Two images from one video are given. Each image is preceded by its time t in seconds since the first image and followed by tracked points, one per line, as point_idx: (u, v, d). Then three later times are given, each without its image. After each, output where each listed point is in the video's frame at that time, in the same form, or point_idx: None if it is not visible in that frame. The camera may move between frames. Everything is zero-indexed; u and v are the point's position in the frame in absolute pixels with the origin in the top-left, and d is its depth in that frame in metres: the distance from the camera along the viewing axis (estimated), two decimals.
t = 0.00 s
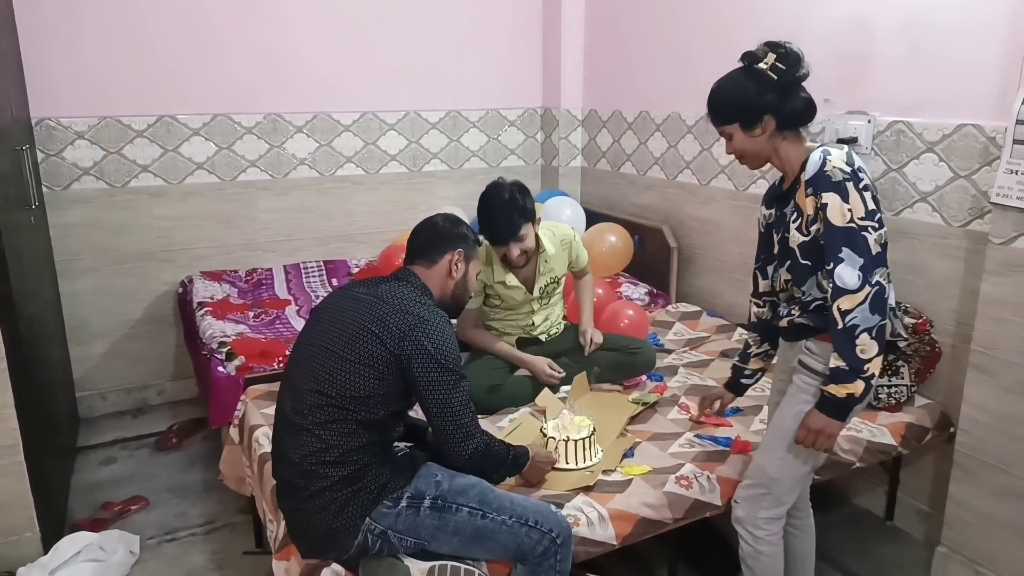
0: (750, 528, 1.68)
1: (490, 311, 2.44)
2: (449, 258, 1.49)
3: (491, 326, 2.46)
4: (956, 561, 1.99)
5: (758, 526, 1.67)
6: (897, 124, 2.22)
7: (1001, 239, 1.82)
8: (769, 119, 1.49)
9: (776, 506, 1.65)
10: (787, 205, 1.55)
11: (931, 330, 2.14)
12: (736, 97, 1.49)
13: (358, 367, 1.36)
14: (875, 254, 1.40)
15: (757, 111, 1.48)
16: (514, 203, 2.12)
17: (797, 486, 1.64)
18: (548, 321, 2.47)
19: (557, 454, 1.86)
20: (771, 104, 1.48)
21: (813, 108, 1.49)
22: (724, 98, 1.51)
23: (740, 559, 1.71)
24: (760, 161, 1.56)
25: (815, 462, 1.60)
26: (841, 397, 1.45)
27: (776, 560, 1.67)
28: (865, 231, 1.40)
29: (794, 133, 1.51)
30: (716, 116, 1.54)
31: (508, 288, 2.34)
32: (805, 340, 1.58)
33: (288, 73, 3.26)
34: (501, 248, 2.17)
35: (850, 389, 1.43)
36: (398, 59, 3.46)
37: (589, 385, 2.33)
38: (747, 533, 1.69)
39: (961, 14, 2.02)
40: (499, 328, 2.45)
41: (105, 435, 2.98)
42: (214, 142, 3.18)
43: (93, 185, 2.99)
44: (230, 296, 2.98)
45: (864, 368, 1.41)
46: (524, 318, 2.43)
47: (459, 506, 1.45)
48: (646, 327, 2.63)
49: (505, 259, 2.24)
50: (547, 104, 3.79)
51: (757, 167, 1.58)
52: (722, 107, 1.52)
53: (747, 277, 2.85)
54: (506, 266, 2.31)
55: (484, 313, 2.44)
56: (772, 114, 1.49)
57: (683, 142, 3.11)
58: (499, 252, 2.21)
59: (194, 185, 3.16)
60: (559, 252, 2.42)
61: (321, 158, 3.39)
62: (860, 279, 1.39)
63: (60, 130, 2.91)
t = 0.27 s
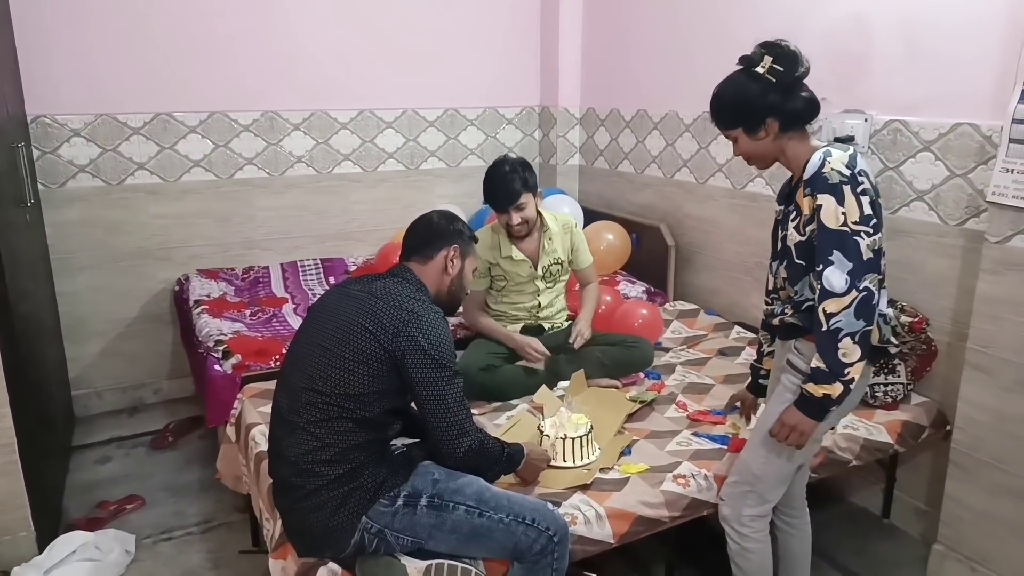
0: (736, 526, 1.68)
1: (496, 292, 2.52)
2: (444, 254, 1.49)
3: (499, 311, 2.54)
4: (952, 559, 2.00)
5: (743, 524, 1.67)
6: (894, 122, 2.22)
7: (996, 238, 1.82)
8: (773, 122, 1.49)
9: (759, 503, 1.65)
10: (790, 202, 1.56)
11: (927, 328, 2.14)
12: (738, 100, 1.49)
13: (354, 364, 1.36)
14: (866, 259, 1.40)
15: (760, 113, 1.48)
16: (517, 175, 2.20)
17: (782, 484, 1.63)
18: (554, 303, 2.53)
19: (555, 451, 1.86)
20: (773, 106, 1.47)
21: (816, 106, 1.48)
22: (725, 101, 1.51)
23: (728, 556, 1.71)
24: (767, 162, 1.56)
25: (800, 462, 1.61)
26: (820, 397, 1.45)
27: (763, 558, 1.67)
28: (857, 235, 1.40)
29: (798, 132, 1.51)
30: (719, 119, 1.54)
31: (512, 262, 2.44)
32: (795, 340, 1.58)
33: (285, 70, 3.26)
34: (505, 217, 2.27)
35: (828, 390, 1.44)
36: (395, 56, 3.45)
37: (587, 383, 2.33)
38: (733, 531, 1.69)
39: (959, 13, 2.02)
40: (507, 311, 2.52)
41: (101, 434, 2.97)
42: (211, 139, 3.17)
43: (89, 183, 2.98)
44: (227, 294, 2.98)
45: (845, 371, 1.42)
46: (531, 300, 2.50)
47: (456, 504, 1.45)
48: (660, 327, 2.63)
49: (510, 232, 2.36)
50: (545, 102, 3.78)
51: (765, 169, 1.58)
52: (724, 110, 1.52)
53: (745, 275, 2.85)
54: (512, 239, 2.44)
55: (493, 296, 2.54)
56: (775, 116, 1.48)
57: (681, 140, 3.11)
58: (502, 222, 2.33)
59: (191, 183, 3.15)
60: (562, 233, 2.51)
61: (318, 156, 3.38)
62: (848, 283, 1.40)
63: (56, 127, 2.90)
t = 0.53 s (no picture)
0: (739, 527, 1.67)
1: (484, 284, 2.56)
2: (437, 247, 1.49)
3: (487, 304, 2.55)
4: (949, 558, 2.00)
5: (747, 525, 1.66)
6: (891, 121, 2.22)
7: (994, 236, 1.82)
8: (758, 129, 1.49)
9: (764, 505, 1.65)
10: (783, 203, 1.56)
11: (925, 328, 2.14)
12: (723, 110, 1.50)
13: (348, 362, 1.35)
14: (858, 252, 1.40)
15: (745, 122, 1.49)
16: (505, 162, 2.26)
17: (785, 485, 1.63)
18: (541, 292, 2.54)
19: (552, 449, 1.86)
20: (758, 115, 1.47)
21: (802, 113, 1.48)
22: (712, 110, 1.52)
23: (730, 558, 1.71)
24: (758, 168, 1.57)
25: (805, 462, 1.60)
26: (827, 395, 1.45)
27: (765, 559, 1.67)
28: (847, 228, 1.40)
29: (787, 137, 1.50)
30: (707, 128, 1.55)
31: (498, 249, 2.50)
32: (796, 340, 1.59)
33: (282, 68, 3.25)
34: (493, 202, 2.34)
35: (833, 387, 1.43)
36: (393, 54, 3.45)
37: (584, 380, 2.33)
38: (735, 532, 1.69)
39: (956, 12, 2.02)
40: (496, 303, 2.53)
41: (97, 432, 2.97)
42: (208, 137, 3.16)
43: (86, 181, 2.97)
44: (224, 292, 2.97)
45: (848, 367, 1.42)
46: (518, 290, 2.52)
47: (453, 504, 1.45)
48: (661, 327, 2.62)
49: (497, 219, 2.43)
50: (543, 100, 3.78)
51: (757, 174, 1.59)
52: (711, 119, 1.53)
53: (742, 274, 2.85)
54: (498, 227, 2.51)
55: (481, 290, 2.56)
56: (760, 124, 1.48)
57: (678, 139, 3.10)
58: (490, 208, 2.39)
59: (188, 181, 3.14)
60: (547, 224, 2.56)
61: (315, 154, 3.38)
62: (841, 276, 1.40)
63: (52, 125, 2.89)
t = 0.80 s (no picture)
0: (732, 525, 1.69)
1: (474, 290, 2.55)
2: (432, 244, 1.49)
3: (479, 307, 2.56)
4: (947, 556, 2.00)
5: (740, 524, 1.67)
6: (888, 120, 2.22)
7: (991, 235, 1.82)
8: (763, 119, 1.49)
9: (757, 502, 1.65)
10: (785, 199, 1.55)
11: (922, 326, 2.13)
12: (730, 98, 1.49)
13: (343, 360, 1.35)
14: (858, 256, 1.40)
15: (751, 112, 1.48)
16: (489, 173, 2.21)
17: (780, 483, 1.63)
18: (535, 295, 2.58)
19: (549, 449, 1.86)
20: (764, 105, 1.47)
21: (807, 104, 1.47)
22: (718, 99, 1.51)
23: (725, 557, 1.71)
24: (761, 158, 1.56)
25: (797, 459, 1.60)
26: (819, 396, 1.45)
27: (761, 557, 1.67)
28: (849, 232, 1.40)
29: (792, 128, 1.49)
30: (712, 116, 1.54)
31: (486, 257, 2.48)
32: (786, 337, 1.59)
33: (280, 67, 3.24)
34: (478, 215, 2.29)
35: (824, 387, 1.44)
36: (390, 53, 3.44)
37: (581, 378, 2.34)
38: (730, 530, 1.70)
39: (952, 11, 2.02)
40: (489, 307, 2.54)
41: (95, 432, 2.96)
42: (206, 137, 3.16)
43: (84, 180, 2.97)
44: (221, 292, 2.97)
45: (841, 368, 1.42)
46: (511, 293, 2.53)
47: (450, 503, 1.45)
48: (656, 326, 2.61)
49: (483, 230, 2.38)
50: (540, 99, 3.78)
51: (760, 163, 1.58)
52: (717, 107, 1.52)
53: (740, 273, 2.85)
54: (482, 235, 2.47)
55: (472, 295, 2.56)
56: (767, 115, 1.48)
57: (675, 138, 3.10)
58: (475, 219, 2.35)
59: (185, 180, 3.14)
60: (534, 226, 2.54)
61: (313, 153, 3.37)
62: (841, 280, 1.39)
63: (50, 124, 2.89)
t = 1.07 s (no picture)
0: (721, 522, 1.69)
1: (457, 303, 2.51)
2: (431, 245, 1.48)
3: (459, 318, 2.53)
4: (944, 555, 2.00)
5: (729, 520, 1.68)
6: (885, 119, 2.22)
7: (988, 234, 1.83)
8: (786, 107, 1.47)
9: (744, 498, 1.65)
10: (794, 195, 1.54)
11: (920, 325, 2.14)
12: (755, 81, 1.46)
13: (340, 360, 1.35)
14: (857, 272, 1.42)
15: (775, 98, 1.45)
16: (488, 197, 2.11)
17: (765, 478, 1.63)
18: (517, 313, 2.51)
19: (547, 449, 1.86)
20: (789, 91, 1.44)
21: (831, 96, 1.46)
22: (742, 78, 1.48)
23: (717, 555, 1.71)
24: (775, 143, 1.54)
25: (780, 454, 1.60)
26: (773, 387, 1.50)
27: (750, 553, 1.68)
28: (852, 247, 1.41)
29: (811, 120, 1.49)
30: (733, 95, 1.52)
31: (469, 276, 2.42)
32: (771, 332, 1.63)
33: (277, 67, 3.24)
34: (472, 241, 2.17)
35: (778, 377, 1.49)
36: (386, 53, 3.44)
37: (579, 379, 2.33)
38: (719, 527, 1.70)
39: (949, 11, 2.02)
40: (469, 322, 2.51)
41: (92, 433, 2.95)
42: (203, 137, 3.15)
43: (81, 181, 2.96)
44: (219, 292, 2.96)
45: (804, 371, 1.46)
46: (492, 311, 2.49)
47: (448, 503, 1.45)
48: (652, 326, 2.59)
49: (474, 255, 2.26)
50: (537, 99, 3.77)
51: (771, 148, 1.57)
52: (740, 88, 1.49)
53: (737, 272, 2.85)
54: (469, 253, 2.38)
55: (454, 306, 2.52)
56: (789, 103, 1.46)
57: (673, 137, 3.10)
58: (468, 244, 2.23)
59: (182, 180, 3.13)
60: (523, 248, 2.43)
61: (310, 153, 3.37)
62: (835, 292, 1.42)
63: (47, 125, 2.88)
